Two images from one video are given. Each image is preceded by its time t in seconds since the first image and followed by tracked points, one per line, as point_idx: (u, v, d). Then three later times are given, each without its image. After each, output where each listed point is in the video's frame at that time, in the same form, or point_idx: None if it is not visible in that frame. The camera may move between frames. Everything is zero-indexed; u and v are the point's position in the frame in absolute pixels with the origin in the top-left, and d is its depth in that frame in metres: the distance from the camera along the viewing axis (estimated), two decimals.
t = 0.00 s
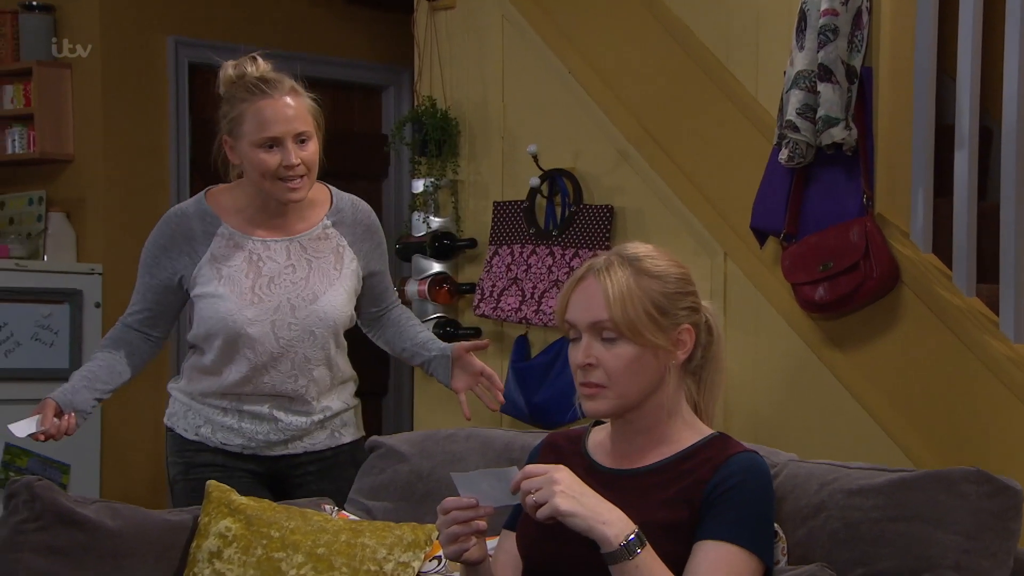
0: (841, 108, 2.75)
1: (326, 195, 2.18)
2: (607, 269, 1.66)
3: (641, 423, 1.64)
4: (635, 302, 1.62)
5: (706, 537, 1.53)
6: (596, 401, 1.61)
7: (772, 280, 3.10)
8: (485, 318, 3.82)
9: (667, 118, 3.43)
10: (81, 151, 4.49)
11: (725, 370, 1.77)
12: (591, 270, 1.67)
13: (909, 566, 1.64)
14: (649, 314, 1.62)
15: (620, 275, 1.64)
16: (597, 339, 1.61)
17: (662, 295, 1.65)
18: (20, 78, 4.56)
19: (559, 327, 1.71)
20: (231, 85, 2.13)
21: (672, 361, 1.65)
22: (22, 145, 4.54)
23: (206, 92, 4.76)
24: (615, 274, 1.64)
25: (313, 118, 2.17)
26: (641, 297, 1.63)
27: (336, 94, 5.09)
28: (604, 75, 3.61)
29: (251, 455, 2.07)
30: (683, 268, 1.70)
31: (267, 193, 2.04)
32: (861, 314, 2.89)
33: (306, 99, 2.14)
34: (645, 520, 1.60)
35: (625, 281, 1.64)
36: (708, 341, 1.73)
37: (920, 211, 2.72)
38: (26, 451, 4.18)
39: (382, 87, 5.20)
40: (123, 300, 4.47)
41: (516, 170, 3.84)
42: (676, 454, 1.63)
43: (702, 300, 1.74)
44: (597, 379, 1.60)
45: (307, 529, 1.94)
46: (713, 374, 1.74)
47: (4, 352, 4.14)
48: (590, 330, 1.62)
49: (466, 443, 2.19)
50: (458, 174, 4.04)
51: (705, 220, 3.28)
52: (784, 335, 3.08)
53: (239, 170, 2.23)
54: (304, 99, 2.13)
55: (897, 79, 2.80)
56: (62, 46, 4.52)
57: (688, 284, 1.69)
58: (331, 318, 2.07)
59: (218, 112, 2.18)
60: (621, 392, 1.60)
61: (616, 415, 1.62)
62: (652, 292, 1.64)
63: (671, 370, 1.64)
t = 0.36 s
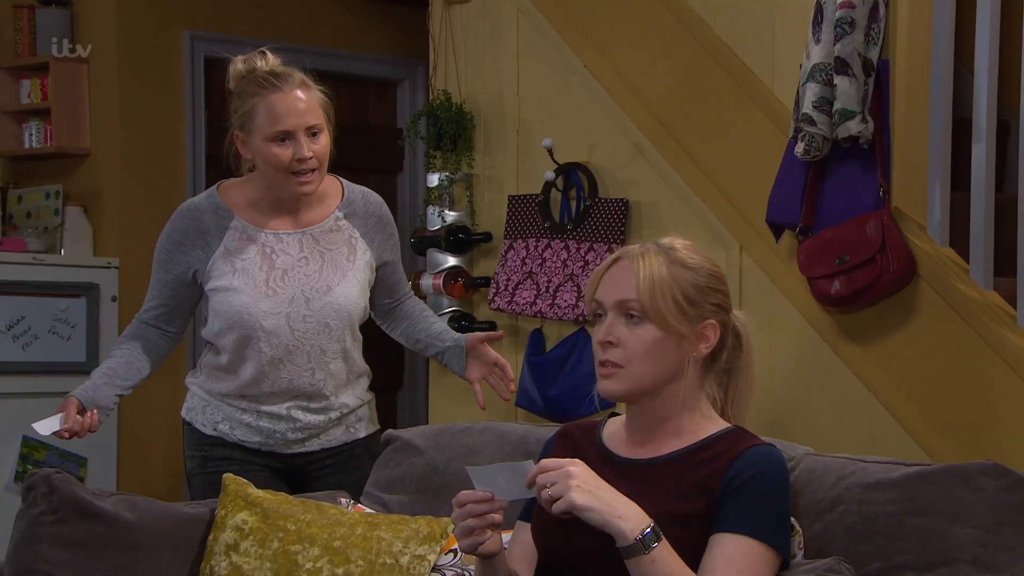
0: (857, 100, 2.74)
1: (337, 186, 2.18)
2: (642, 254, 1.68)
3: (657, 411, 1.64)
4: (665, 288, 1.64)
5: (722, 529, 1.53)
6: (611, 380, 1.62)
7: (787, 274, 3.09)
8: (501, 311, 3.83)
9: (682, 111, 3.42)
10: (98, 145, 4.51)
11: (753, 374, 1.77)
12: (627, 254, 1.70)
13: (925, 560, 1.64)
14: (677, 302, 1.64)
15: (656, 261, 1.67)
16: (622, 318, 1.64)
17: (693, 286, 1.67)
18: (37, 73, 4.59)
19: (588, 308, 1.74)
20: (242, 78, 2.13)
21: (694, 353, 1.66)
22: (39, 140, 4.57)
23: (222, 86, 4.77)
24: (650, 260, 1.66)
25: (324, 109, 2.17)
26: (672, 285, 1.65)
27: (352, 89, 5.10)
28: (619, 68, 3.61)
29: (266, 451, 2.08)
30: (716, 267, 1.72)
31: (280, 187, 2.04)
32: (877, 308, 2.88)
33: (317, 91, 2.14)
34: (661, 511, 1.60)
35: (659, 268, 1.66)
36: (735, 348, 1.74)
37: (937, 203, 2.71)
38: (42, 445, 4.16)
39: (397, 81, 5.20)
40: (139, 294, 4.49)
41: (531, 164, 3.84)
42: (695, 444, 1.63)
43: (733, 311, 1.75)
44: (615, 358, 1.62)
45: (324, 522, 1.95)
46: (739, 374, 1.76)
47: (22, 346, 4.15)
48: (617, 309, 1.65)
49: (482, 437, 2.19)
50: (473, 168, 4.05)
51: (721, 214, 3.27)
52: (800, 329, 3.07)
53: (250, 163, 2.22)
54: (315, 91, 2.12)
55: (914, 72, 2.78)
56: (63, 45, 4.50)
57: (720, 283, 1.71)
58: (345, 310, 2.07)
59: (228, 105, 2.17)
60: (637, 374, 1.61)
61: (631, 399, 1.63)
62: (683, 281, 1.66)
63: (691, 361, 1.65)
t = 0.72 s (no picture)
0: (867, 97, 2.73)
1: (344, 180, 2.18)
2: (660, 251, 1.68)
3: (664, 406, 1.64)
4: (678, 284, 1.64)
5: (730, 525, 1.53)
6: (620, 372, 1.62)
7: (796, 271, 3.08)
8: (509, 308, 3.84)
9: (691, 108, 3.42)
10: (107, 142, 4.52)
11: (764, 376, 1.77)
12: (643, 249, 1.70)
13: (934, 558, 1.64)
14: (691, 298, 1.64)
15: (672, 258, 1.67)
16: (634, 311, 1.64)
17: (706, 282, 1.66)
18: (46, 70, 4.60)
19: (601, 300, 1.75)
20: (249, 73, 2.13)
21: (704, 350, 1.66)
22: (48, 137, 4.58)
23: (230, 84, 4.78)
24: (666, 257, 1.66)
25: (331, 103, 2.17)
26: (686, 281, 1.65)
27: (360, 86, 5.10)
28: (627, 65, 3.60)
29: (275, 449, 2.08)
30: (731, 265, 1.71)
31: (288, 182, 2.05)
32: (886, 306, 2.87)
33: (324, 86, 2.14)
34: (669, 505, 1.59)
35: (675, 266, 1.66)
36: (747, 348, 1.74)
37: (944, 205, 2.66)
38: (52, 442, 4.18)
39: (405, 79, 5.20)
40: (148, 291, 4.50)
41: (539, 161, 3.84)
42: (704, 438, 1.63)
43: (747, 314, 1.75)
44: (625, 350, 1.62)
45: (332, 519, 1.96)
46: (750, 374, 1.76)
47: (31, 343, 4.16)
48: (630, 301, 1.65)
49: (490, 434, 2.18)
50: (481, 166, 4.05)
51: (729, 212, 3.26)
52: (809, 326, 3.07)
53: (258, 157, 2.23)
54: (321, 86, 2.12)
55: (923, 68, 2.76)
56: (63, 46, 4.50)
57: (733, 282, 1.70)
58: (354, 304, 2.08)
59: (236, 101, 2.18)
60: (646, 366, 1.61)
61: (639, 392, 1.63)
62: (697, 278, 1.66)
63: (701, 358, 1.65)
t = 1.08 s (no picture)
0: (872, 95, 2.73)
1: (344, 181, 2.19)
2: (661, 248, 1.68)
3: (668, 403, 1.64)
4: (681, 281, 1.64)
5: (734, 523, 1.53)
6: (625, 370, 1.62)
7: (800, 269, 3.08)
8: (513, 307, 3.84)
9: (696, 107, 3.42)
10: (111, 141, 4.53)
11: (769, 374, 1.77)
12: (645, 247, 1.70)
13: (939, 557, 1.63)
14: (694, 295, 1.64)
15: (675, 255, 1.67)
16: (637, 310, 1.64)
17: (709, 279, 1.67)
18: (51, 69, 4.61)
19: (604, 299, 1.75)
20: (249, 74, 2.14)
21: (708, 347, 1.66)
22: (53, 136, 4.59)
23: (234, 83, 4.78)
24: (669, 254, 1.66)
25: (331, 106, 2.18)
26: (689, 279, 1.65)
27: (365, 85, 5.10)
28: (631, 63, 3.60)
29: (277, 446, 2.08)
30: (734, 264, 1.71)
31: (287, 181, 2.05)
32: (890, 304, 2.87)
33: (324, 89, 2.15)
34: (673, 502, 1.59)
35: (677, 263, 1.66)
36: (751, 345, 1.74)
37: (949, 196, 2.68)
38: (58, 439, 4.18)
39: (409, 77, 5.20)
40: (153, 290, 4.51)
41: (543, 159, 3.84)
42: (707, 435, 1.63)
43: (751, 310, 1.75)
44: (629, 348, 1.62)
45: (337, 517, 1.96)
46: (755, 371, 1.76)
47: (36, 341, 4.16)
48: (633, 300, 1.65)
49: (494, 432, 2.18)
50: (485, 164, 4.06)
51: (732, 209, 3.27)
52: (813, 325, 3.07)
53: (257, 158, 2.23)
54: (321, 88, 2.13)
55: (928, 66, 2.76)
56: (63, 46, 4.51)
57: (736, 279, 1.70)
58: (354, 304, 2.08)
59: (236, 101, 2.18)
60: (651, 364, 1.61)
61: (644, 391, 1.63)
62: (700, 275, 1.66)
63: (706, 354, 1.65)
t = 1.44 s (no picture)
0: (874, 93, 2.72)
1: (336, 188, 2.20)
2: (662, 247, 1.68)
3: (671, 402, 1.64)
4: (683, 280, 1.64)
5: (737, 522, 1.53)
6: (628, 371, 1.62)
7: (802, 268, 3.08)
8: (515, 306, 3.84)
9: (699, 107, 3.41)
10: (113, 140, 4.53)
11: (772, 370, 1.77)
12: (646, 247, 1.70)
13: (942, 556, 1.63)
14: (696, 294, 1.64)
15: (676, 254, 1.67)
16: (639, 310, 1.64)
17: (711, 279, 1.66)
18: (53, 68, 4.61)
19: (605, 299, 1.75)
20: (236, 85, 2.14)
21: (711, 346, 1.66)
22: (55, 135, 4.59)
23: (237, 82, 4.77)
24: (670, 253, 1.66)
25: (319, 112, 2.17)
26: (691, 278, 1.65)
27: (367, 83, 5.10)
28: (633, 62, 3.60)
29: (279, 444, 2.09)
30: (736, 262, 1.71)
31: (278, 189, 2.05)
32: (893, 304, 2.87)
33: (311, 94, 2.15)
34: (676, 501, 1.59)
35: (678, 262, 1.66)
36: (754, 342, 1.74)
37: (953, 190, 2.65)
38: (60, 438, 4.18)
39: (411, 76, 5.20)
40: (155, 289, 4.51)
41: (545, 158, 3.84)
42: (710, 433, 1.63)
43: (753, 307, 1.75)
44: (632, 349, 1.62)
45: (339, 516, 1.96)
46: (758, 369, 1.76)
47: (39, 340, 4.16)
48: (634, 300, 1.65)
49: (496, 431, 2.18)
50: (488, 163, 4.06)
51: (733, 207, 3.27)
52: (816, 324, 3.06)
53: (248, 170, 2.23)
54: (309, 95, 2.13)
55: (931, 64, 2.75)
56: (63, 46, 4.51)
57: (737, 277, 1.70)
58: (351, 312, 2.09)
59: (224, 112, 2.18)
60: (653, 364, 1.61)
61: (648, 391, 1.63)
62: (701, 274, 1.66)
63: (709, 353, 1.65)
